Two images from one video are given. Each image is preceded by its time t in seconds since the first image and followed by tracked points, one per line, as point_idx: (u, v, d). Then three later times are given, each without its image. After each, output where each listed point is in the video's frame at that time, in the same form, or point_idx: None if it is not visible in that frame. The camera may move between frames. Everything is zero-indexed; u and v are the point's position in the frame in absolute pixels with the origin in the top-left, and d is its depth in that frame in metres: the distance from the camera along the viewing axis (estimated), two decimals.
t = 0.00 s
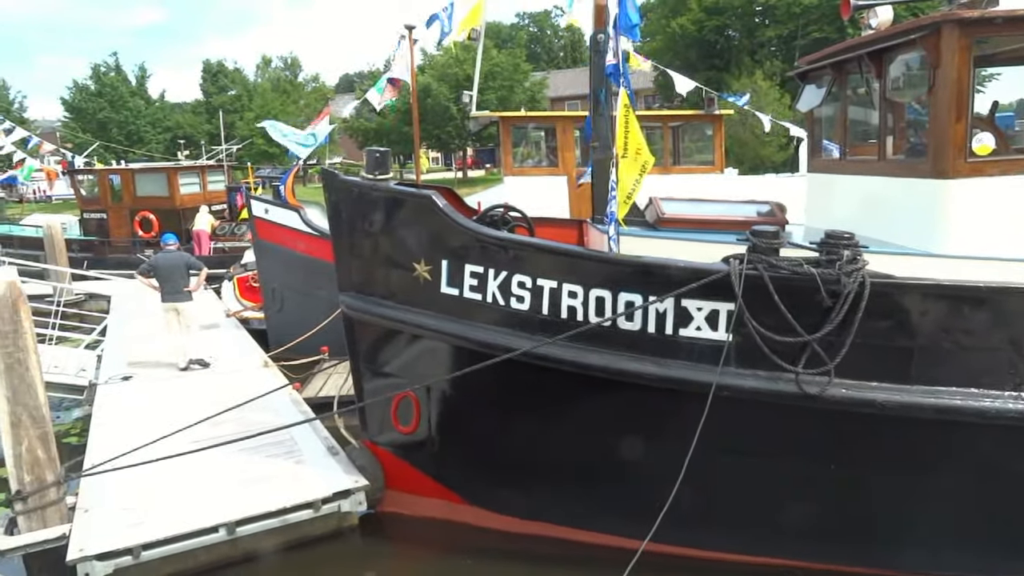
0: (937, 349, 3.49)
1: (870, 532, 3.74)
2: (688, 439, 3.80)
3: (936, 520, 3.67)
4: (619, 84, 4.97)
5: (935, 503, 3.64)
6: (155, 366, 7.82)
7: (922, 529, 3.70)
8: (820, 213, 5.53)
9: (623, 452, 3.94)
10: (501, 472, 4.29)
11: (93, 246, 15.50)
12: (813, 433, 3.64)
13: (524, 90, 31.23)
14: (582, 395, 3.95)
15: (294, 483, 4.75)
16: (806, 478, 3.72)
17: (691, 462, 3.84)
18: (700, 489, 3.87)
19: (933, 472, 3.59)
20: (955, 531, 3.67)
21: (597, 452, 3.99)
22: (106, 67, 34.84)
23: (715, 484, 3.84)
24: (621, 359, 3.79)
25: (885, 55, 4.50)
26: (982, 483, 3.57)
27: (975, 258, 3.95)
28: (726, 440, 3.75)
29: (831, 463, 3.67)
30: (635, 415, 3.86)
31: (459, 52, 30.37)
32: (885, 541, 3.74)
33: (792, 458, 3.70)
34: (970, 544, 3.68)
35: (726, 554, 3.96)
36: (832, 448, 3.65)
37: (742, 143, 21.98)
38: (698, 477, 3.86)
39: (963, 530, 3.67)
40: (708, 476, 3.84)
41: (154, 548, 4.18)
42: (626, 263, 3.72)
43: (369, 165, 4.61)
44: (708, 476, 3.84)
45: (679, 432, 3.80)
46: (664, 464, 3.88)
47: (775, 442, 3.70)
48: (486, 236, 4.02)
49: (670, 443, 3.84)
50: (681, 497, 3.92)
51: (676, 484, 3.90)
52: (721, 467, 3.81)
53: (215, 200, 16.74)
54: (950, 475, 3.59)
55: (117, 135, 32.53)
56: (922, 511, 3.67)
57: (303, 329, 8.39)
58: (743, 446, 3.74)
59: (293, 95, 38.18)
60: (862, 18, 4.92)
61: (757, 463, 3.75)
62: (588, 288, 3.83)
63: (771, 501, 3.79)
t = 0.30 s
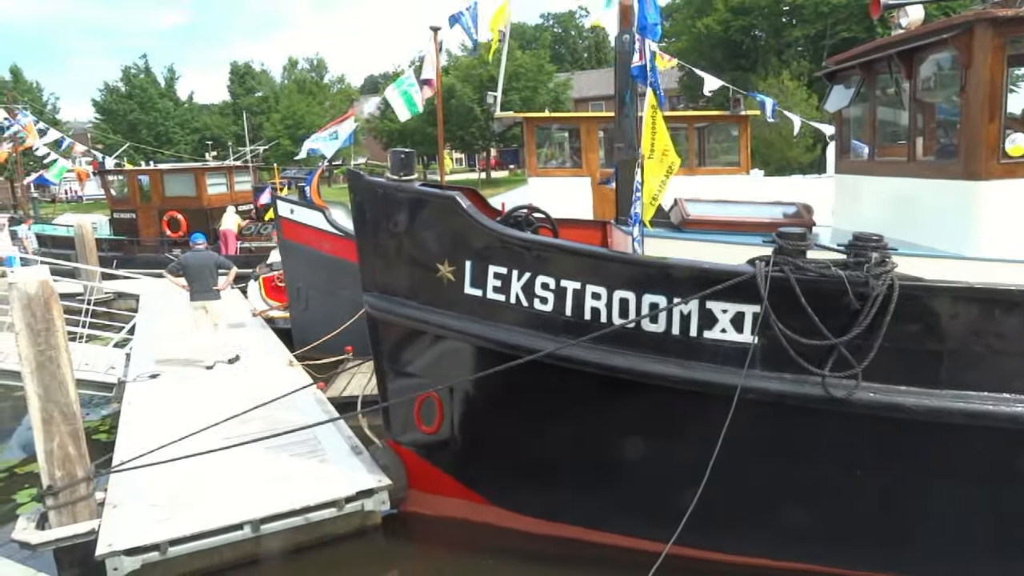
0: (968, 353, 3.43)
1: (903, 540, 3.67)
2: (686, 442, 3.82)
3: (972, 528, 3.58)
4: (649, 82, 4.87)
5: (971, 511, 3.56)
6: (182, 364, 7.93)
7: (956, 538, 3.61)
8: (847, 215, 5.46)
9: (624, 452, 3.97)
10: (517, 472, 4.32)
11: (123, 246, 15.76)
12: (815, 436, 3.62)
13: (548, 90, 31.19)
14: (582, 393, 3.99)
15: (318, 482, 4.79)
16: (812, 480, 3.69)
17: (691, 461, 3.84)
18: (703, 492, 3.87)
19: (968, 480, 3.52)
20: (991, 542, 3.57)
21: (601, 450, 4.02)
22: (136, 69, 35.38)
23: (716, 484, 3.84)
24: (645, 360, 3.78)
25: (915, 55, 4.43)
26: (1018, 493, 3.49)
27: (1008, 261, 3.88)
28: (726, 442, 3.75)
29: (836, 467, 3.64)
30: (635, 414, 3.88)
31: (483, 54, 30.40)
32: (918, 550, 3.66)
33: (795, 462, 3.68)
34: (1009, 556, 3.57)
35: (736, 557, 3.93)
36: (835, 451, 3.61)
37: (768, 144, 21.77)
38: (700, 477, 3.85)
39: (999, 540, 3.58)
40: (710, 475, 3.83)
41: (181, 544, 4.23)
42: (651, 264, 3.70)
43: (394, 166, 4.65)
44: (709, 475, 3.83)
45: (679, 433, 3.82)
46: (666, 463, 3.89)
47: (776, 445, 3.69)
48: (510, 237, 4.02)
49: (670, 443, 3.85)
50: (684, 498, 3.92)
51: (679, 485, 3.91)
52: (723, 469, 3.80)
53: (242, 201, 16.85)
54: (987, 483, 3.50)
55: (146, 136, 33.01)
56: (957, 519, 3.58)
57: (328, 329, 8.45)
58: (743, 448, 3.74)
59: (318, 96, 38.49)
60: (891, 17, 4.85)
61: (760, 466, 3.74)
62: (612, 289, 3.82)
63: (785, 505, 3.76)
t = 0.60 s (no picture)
0: (994, 354, 3.38)
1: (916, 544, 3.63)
2: (686, 442, 3.84)
3: (991, 533, 3.53)
4: (665, 83, 5.02)
5: (989, 515, 3.51)
6: (204, 360, 8.01)
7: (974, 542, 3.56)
8: (870, 214, 5.40)
9: (625, 451, 4.00)
10: (525, 470, 4.36)
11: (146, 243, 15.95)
12: (816, 437, 3.61)
13: (567, 88, 31.11)
14: (586, 393, 4.03)
15: (338, 478, 4.82)
16: (814, 479, 3.68)
17: (690, 460, 3.86)
18: (701, 491, 3.89)
19: (970, 486, 3.49)
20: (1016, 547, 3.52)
21: (602, 450, 4.06)
22: (159, 69, 35.77)
23: (714, 484, 3.85)
24: (664, 359, 3.76)
25: (941, 51, 4.37)
26: None
27: None
28: (725, 443, 3.76)
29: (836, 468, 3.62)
30: (636, 415, 3.92)
31: (502, 52, 30.38)
32: (935, 553, 3.62)
33: (794, 463, 3.68)
34: None
35: (732, 554, 3.94)
36: (835, 452, 3.60)
37: (789, 142, 21.58)
38: (699, 477, 3.87)
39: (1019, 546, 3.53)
40: (709, 474, 3.85)
41: (203, 539, 4.28)
42: (670, 263, 3.68)
43: (413, 164, 4.65)
44: (708, 474, 3.85)
45: (693, 432, 3.82)
46: (666, 463, 3.92)
47: (776, 444, 3.69)
48: (529, 236, 4.02)
49: (670, 442, 3.88)
50: (683, 497, 3.94)
51: (678, 485, 3.94)
52: (722, 469, 3.81)
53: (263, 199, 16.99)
54: (991, 489, 3.48)
55: (169, 136, 33.36)
56: (974, 523, 3.54)
57: (347, 326, 8.50)
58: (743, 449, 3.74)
59: (338, 95, 38.69)
60: (916, 12, 4.79)
61: (759, 465, 3.74)
62: (631, 288, 3.80)
63: (799, 505, 3.74)
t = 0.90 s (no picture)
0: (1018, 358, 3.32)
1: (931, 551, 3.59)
2: (683, 442, 3.86)
3: (1010, 541, 3.48)
4: (682, 81, 4.88)
5: (1009, 523, 3.46)
6: (222, 358, 8.08)
7: (991, 550, 3.52)
8: (891, 216, 5.35)
9: (624, 450, 4.04)
10: (532, 469, 4.41)
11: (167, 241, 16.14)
12: (817, 438, 3.60)
13: (585, 88, 31.05)
14: (593, 393, 4.05)
15: (354, 477, 4.84)
16: (833, 484, 3.64)
17: (688, 460, 3.88)
18: (698, 491, 3.91)
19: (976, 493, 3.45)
20: None
21: (601, 449, 4.10)
22: (181, 69, 36.15)
23: (711, 483, 3.87)
24: (682, 362, 3.74)
25: (965, 51, 4.31)
26: None
27: None
28: (723, 443, 3.78)
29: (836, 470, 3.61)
30: (634, 414, 3.95)
31: (520, 52, 30.38)
32: (952, 561, 3.57)
33: (794, 464, 3.68)
34: None
35: (750, 558, 3.91)
36: (834, 454, 3.59)
37: (808, 143, 21.39)
38: (696, 476, 3.89)
39: None
40: (707, 474, 3.86)
41: (220, 535, 4.30)
42: (687, 264, 3.66)
43: (431, 164, 4.66)
44: (705, 474, 3.86)
45: (709, 434, 3.80)
46: (664, 462, 3.94)
47: (774, 444, 3.68)
48: (547, 236, 4.01)
49: (667, 441, 3.90)
50: (681, 496, 3.96)
51: (676, 484, 3.95)
52: (719, 469, 3.82)
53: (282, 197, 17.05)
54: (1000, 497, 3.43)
55: (189, 135, 33.69)
56: (994, 532, 3.49)
57: (364, 325, 8.54)
58: (742, 450, 3.74)
59: (356, 95, 38.87)
60: (939, 11, 4.72)
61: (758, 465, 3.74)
62: (648, 289, 3.79)
63: (818, 510, 3.70)
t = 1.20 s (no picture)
0: None
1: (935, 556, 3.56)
2: (683, 441, 3.89)
3: None
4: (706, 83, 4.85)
5: None
6: (243, 357, 8.14)
7: (997, 556, 3.48)
8: (915, 218, 5.29)
9: (624, 450, 4.08)
10: (550, 469, 4.40)
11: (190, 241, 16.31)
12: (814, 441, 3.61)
13: (605, 89, 30.97)
14: (610, 394, 4.04)
15: (373, 476, 4.85)
16: (854, 488, 3.60)
17: (689, 460, 3.90)
18: (697, 491, 3.93)
19: (973, 493, 3.43)
20: None
21: (607, 449, 4.13)
22: (204, 70, 36.51)
23: (710, 483, 3.88)
24: (702, 364, 3.72)
25: (993, 50, 4.25)
26: None
27: None
28: (721, 444, 3.80)
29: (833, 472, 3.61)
30: (633, 414, 3.99)
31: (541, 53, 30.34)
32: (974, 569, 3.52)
33: (791, 464, 3.69)
34: None
35: (769, 563, 3.87)
36: (831, 456, 3.60)
37: (831, 143, 21.18)
38: (696, 475, 3.91)
39: None
40: (706, 474, 3.88)
41: (241, 532, 4.33)
42: (709, 266, 3.63)
43: (451, 165, 4.67)
44: (704, 474, 3.88)
45: (727, 436, 3.78)
46: (665, 462, 3.97)
47: (771, 446, 3.69)
48: (567, 237, 4.00)
49: (666, 441, 3.93)
50: (681, 496, 3.98)
51: (676, 484, 3.97)
52: (725, 470, 3.83)
53: (302, 198, 17.11)
54: (1000, 500, 3.40)
55: (212, 136, 34.00)
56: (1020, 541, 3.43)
57: (384, 325, 8.58)
58: (739, 449, 3.77)
59: (377, 96, 39.01)
60: (966, 11, 4.65)
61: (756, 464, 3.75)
62: (669, 291, 3.77)
63: (839, 514, 3.66)
